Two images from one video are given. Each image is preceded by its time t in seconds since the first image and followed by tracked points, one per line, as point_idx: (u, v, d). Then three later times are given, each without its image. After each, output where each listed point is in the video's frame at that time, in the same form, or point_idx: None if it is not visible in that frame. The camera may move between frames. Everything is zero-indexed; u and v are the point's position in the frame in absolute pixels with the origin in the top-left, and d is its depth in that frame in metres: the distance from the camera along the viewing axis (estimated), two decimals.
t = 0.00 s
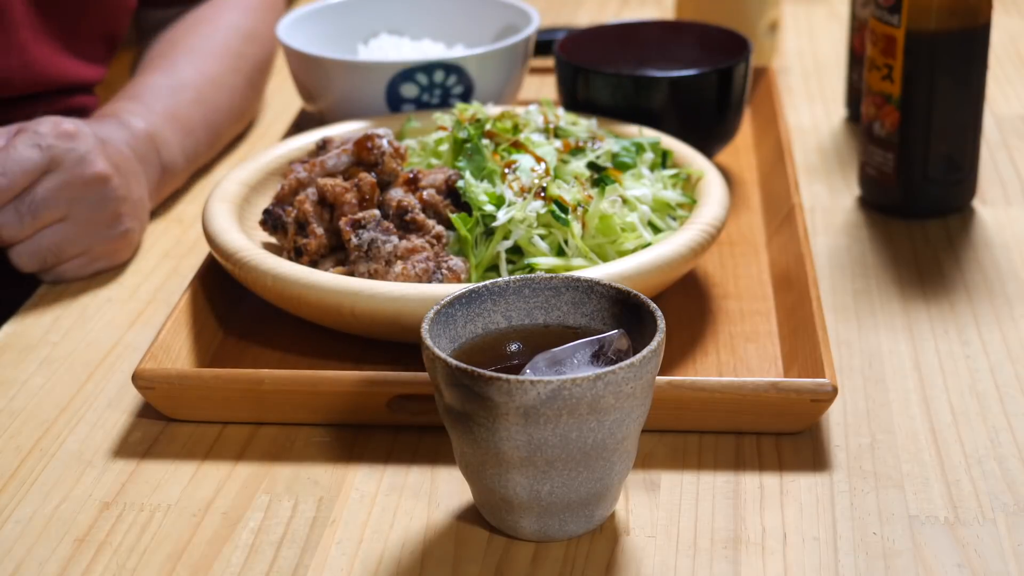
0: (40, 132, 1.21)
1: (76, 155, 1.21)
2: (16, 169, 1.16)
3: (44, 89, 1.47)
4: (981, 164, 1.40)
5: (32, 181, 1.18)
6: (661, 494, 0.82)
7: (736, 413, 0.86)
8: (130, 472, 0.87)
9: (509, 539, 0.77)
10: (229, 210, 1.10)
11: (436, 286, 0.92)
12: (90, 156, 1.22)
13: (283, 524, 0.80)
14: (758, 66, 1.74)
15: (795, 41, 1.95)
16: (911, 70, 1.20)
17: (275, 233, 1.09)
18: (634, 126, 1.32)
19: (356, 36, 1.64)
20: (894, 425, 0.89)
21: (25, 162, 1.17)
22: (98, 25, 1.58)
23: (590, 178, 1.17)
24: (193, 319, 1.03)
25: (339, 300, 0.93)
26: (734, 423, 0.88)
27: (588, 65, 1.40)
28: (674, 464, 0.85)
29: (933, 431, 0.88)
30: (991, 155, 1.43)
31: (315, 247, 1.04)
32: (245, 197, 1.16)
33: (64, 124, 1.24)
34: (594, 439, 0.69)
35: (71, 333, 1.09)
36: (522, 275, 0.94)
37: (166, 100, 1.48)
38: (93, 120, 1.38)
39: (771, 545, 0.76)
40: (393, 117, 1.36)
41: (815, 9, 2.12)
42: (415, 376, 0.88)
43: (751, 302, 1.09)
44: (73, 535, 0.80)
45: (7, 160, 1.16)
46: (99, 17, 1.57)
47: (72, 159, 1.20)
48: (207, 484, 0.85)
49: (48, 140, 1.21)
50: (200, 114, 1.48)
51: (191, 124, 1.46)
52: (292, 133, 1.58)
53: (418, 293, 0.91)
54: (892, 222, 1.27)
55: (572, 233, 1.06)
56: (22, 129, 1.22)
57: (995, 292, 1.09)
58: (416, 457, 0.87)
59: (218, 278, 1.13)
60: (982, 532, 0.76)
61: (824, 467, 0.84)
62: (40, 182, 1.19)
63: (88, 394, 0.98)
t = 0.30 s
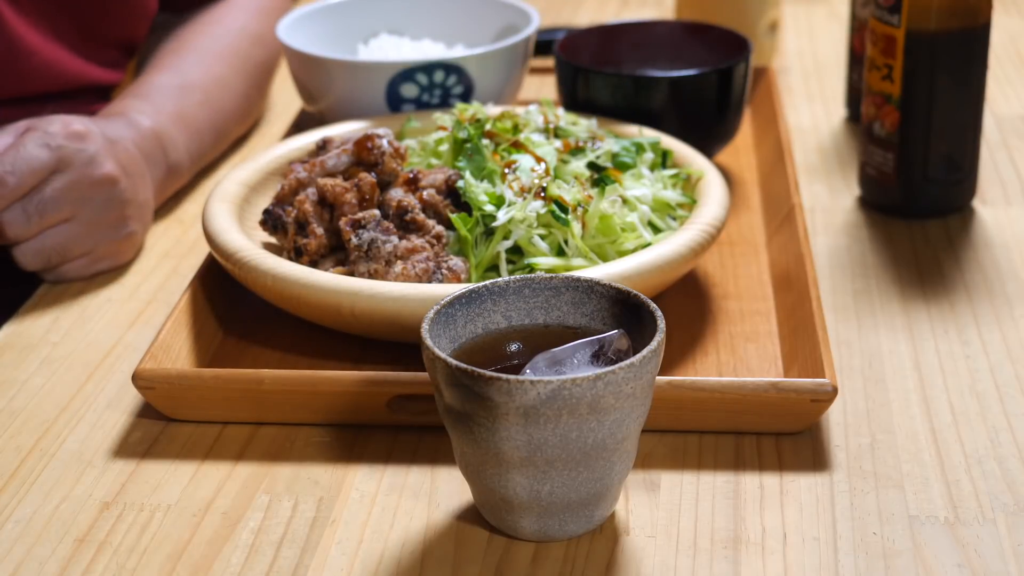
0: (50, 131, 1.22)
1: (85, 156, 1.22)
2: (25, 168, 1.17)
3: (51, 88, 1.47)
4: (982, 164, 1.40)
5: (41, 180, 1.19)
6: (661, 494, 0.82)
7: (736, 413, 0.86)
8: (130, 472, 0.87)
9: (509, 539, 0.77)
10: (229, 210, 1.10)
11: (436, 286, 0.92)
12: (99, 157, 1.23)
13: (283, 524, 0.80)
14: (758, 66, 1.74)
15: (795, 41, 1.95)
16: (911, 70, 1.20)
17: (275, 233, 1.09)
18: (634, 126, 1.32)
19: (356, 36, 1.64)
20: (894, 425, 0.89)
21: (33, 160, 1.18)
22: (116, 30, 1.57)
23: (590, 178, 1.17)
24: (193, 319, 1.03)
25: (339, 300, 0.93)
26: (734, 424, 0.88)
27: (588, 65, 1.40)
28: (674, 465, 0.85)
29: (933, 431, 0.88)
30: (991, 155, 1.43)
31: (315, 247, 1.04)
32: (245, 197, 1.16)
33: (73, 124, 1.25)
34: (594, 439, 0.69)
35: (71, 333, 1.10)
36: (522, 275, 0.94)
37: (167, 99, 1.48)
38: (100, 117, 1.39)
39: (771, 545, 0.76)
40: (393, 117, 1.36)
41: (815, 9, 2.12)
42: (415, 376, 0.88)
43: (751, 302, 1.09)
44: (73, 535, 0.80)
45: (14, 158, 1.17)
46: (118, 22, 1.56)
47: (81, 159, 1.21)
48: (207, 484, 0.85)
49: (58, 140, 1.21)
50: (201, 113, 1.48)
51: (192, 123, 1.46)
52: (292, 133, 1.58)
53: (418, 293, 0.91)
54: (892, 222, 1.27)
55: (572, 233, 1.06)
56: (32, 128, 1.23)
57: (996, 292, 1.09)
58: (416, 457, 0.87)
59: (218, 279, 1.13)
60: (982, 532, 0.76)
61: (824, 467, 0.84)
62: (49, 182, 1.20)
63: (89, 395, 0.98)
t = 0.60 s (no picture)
0: (44, 131, 1.23)
1: (78, 154, 1.22)
2: (20, 167, 1.17)
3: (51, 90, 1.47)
4: (982, 164, 1.40)
5: (35, 179, 1.19)
6: (661, 493, 0.82)
7: (736, 413, 0.86)
8: (130, 472, 0.87)
9: (509, 539, 0.77)
10: (229, 210, 1.10)
11: (436, 286, 0.92)
12: (93, 154, 1.23)
13: (283, 524, 0.80)
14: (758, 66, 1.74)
15: (795, 41, 1.95)
16: (911, 70, 1.20)
17: (275, 233, 1.09)
18: (634, 126, 1.32)
19: (356, 36, 1.64)
20: (894, 425, 0.89)
21: (28, 159, 1.18)
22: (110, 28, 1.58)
23: (590, 178, 1.17)
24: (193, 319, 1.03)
25: (338, 300, 0.93)
26: (734, 423, 0.88)
27: (588, 65, 1.40)
28: (674, 464, 0.85)
29: (933, 431, 0.88)
30: (991, 155, 1.43)
31: (315, 247, 1.04)
32: (245, 197, 1.16)
33: (67, 124, 1.26)
34: (594, 439, 0.69)
35: (71, 333, 1.10)
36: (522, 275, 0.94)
37: (166, 99, 1.48)
38: (99, 116, 1.38)
39: (771, 545, 0.76)
40: (393, 118, 1.36)
41: (815, 9, 2.12)
42: (415, 376, 0.88)
43: (752, 302, 1.09)
44: (73, 535, 0.80)
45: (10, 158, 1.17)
46: (112, 19, 1.57)
47: (75, 158, 1.22)
48: (207, 484, 0.85)
49: (50, 139, 1.22)
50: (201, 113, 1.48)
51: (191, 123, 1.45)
52: (292, 133, 1.58)
53: (418, 293, 0.91)
54: (892, 222, 1.27)
55: (572, 233, 1.06)
56: (26, 128, 1.23)
57: (996, 292, 1.09)
58: (416, 457, 0.87)
59: (218, 278, 1.13)
60: (982, 532, 0.76)
61: (824, 467, 0.84)
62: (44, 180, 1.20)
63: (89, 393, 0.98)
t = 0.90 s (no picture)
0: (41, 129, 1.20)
1: (74, 153, 1.21)
2: (16, 168, 1.12)
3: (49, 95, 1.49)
4: (982, 164, 1.40)
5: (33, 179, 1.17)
6: (661, 493, 0.82)
7: (736, 413, 0.86)
8: (130, 472, 0.87)
9: (509, 539, 0.77)
10: (229, 210, 1.10)
11: (436, 286, 0.92)
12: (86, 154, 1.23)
13: (283, 524, 0.80)
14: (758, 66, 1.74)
15: (795, 41, 1.95)
16: (911, 70, 1.20)
17: (275, 233, 1.09)
18: (634, 126, 1.32)
19: (356, 36, 1.64)
20: (894, 425, 0.89)
21: (28, 159, 1.13)
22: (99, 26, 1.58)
23: (590, 178, 1.17)
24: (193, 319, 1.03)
25: (338, 301, 0.93)
26: (734, 423, 0.88)
27: (588, 65, 1.40)
28: (673, 464, 0.85)
29: (933, 430, 0.88)
30: (991, 155, 1.43)
31: (315, 247, 1.04)
32: (245, 197, 1.16)
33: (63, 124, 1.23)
34: (594, 439, 0.69)
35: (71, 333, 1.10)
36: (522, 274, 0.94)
37: (166, 99, 1.48)
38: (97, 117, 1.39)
39: (771, 545, 0.76)
40: (393, 117, 1.36)
41: (815, 9, 2.12)
42: (415, 376, 0.88)
43: (752, 302, 1.09)
44: (73, 535, 0.80)
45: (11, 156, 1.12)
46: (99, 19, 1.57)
47: (71, 156, 1.20)
48: (207, 484, 0.85)
49: (47, 138, 1.19)
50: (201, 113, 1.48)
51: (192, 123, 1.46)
52: (292, 133, 1.58)
53: (418, 293, 0.91)
54: (892, 222, 1.27)
55: (572, 233, 1.06)
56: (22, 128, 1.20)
57: (996, 292, 1.09)
58: (416, 457, 0.87)
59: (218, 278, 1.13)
60: (982, 532, 0.76)
61: (824, 467, 0.84)
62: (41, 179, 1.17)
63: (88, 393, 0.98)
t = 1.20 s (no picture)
0: (57, 131, 1.20)
1: (90, 159, 1.21)
2: (31, 169, 1.15)
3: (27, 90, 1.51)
4: (981, 164, 1.40)
5: (46, 181, 1.18)
6: (661, 494, 0.82)
7: (735, 413, 0.86)
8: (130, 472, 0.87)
9: (509, 539, 0.77)
10: (229, 210, 1.10)
11: (436, 286, 0.92)
12: (103, 161, 1.22)
13: (283, 524, 0.80)
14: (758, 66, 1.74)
15: (795, 41, 1.95)
16: (911, 70, 1.20)
17: (275, 233, 1.09)
18: (634, 126, 1.32)
19: (356, 36, 1.64)
20: (894, 425, 0.89)
21: (39, 160, 1.16)
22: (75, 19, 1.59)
23: (590, 178, 1.17)
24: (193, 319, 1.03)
25: (338, 301, 0.93)
26: (733, 423, 0.88)
27: (588, 65, 1.40)
28: (673, 464, 0.85)
29: (933, 431, 0.88)
30: (990, 155, 1.43)
31: (315, 247, 1.04)
32: (245, 197, 1.16)
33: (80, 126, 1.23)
34: (594, 439, 0.69)
35: (71, 333, 1.10)
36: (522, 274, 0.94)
37: (166, 99, 1.48)
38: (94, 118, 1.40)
39: (771, 545, 0.76)
40: (393, 117, 1.36)
41: (815, 8, 2.12)
42: (415, 377, 0.88)
43: (752, 302, 1.09)
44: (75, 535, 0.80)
45: (20, 158, 1.15)
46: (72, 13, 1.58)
47: (86, 163, 1.20)
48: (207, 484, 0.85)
49: (64, 141, 1.19)
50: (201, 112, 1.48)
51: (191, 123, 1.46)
52: (292, 132, 1.58)
53: (418, 293, 0.91)
54: (891, 222, 1.27)
55: (572, 233, 1.06)
56: (37, 128, 1.21)
57: (996, 292, 1.09)
58: (416, 457, 0.87)
59: (218, 278, 1.13)
60: (981, 532, 0.76)
61: (824, 467, 0.84)
62: (53, 184, 1.19)
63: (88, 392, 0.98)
